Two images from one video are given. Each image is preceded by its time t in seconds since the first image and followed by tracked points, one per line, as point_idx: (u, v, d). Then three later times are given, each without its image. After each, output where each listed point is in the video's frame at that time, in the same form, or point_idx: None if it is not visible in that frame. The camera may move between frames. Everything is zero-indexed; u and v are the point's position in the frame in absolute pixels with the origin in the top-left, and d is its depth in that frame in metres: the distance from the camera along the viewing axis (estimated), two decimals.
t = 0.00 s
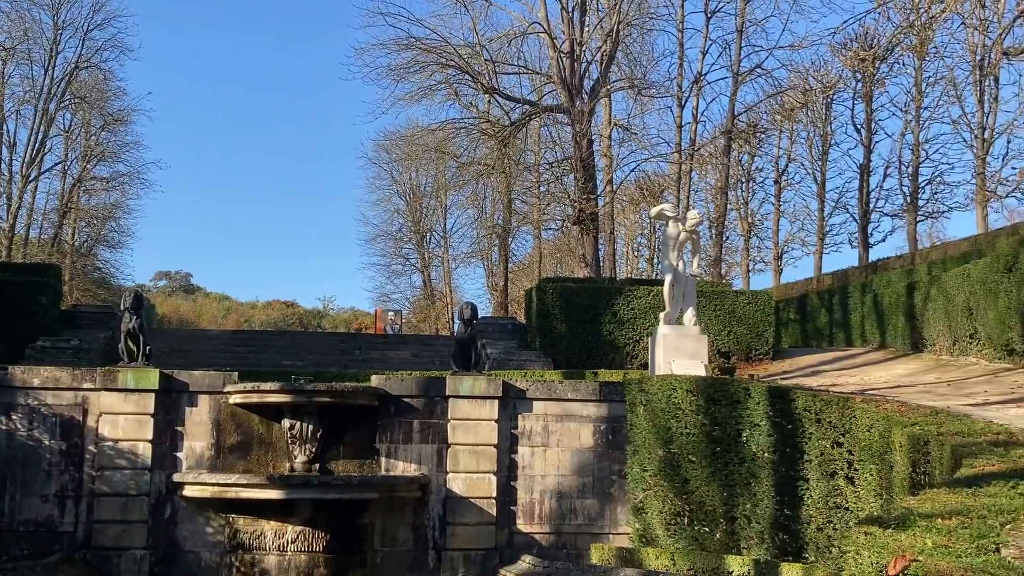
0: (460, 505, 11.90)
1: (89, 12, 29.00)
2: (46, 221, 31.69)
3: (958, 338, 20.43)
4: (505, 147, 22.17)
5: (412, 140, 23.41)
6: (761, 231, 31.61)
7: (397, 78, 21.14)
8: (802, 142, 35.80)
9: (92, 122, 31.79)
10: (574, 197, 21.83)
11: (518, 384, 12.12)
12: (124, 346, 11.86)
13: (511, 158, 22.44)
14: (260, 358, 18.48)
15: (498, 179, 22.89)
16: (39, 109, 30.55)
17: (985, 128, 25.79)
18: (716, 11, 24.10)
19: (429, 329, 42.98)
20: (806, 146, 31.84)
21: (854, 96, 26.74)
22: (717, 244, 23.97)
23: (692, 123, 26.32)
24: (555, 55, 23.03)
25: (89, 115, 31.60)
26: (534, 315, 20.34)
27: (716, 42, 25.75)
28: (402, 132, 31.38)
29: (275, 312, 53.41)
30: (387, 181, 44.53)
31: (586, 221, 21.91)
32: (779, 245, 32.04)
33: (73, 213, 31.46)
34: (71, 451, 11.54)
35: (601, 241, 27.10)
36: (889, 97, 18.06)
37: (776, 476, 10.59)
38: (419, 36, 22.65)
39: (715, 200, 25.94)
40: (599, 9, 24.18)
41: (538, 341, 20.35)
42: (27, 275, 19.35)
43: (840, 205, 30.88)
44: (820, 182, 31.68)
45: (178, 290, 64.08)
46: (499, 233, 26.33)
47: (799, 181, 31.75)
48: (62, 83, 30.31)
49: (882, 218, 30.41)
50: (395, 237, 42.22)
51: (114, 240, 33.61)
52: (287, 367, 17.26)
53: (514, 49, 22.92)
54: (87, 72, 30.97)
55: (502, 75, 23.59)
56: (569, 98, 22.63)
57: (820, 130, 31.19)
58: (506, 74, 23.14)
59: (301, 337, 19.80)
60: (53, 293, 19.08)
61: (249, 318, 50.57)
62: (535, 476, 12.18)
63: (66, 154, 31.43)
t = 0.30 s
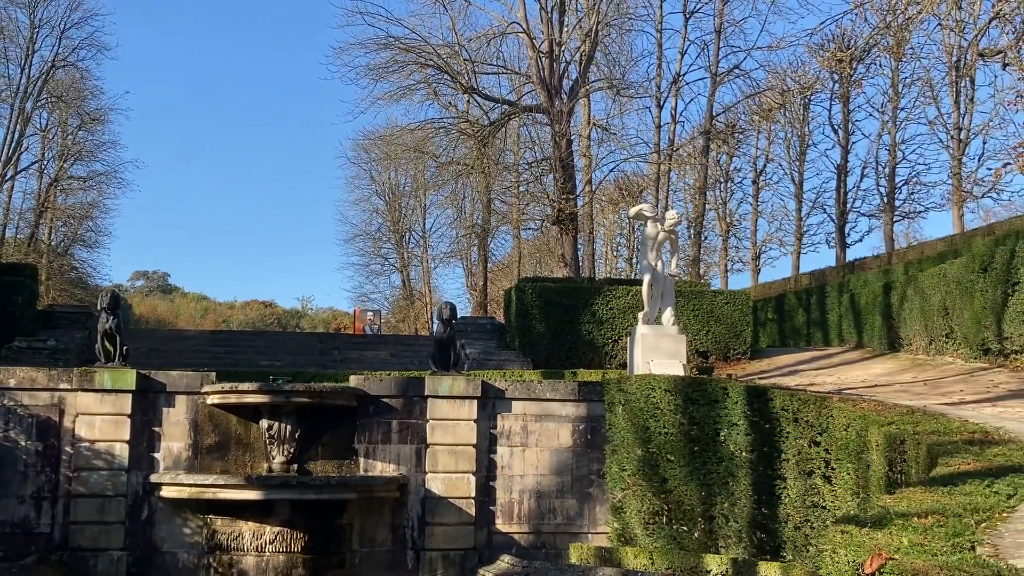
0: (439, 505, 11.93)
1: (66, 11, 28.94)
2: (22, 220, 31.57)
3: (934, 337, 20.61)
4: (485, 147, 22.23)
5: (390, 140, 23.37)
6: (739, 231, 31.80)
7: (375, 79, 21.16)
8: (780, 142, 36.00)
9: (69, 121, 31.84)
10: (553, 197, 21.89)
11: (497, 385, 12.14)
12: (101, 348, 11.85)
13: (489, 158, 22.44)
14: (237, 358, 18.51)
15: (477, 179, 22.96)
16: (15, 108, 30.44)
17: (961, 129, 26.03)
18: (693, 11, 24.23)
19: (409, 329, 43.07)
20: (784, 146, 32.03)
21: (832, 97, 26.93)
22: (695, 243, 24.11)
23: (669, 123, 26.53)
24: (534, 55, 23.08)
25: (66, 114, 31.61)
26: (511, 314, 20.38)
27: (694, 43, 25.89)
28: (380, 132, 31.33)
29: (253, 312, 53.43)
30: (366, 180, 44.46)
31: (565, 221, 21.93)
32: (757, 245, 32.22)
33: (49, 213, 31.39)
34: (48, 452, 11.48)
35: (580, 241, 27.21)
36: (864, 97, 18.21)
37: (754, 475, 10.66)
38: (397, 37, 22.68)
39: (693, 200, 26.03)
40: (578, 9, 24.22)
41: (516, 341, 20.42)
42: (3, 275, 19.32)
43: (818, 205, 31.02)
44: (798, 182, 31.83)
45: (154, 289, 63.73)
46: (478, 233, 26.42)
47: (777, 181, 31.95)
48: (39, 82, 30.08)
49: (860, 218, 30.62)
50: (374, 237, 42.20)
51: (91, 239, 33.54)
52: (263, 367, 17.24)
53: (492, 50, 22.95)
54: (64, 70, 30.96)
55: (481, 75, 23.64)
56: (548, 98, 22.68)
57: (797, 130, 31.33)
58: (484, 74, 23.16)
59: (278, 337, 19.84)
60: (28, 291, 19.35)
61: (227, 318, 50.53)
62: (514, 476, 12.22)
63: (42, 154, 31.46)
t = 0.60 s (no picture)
0: (422, 506, 11.93)
1: (46, 10, 28.86)
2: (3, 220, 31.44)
3: (915, 336, 20.71)
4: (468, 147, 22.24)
5: (373, 140, 23.33)
6: (723, 231, 31.92)
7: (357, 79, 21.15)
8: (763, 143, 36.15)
9: (50, 121, 31.78)
10: (537, 197, 21.91)
11: (481, 385, 12.15)
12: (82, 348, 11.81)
13: (472, 158, 22.45)
14: (218, 358, 18.49)
15: (460, 179, 22.99)
16: None
17: (942, 129, 26.18)
18: (676, 12, 24.30)
19: (392, 329, 43.11)
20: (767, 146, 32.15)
21: (815, 97, 27.03)
22: (677, 243, 24.20)
23: (649, 123, 26.61)
24: (517, 55, 23.10)
25: (47, 113, 31.51)
26: (495, 314, 20.41)
27: (676, 43, 25.97)
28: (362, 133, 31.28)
29: (236, 312, 53.37)
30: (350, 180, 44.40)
31: (549, 221, 21.92)
32: (740, 245, 32.34)
33: (30, 213, 31.27)
34: (29, 453, 11.44)
35: (562, 241, 27.29)
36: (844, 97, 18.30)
37: (737, 474, 10.71)
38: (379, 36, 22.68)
39: (675, 200, 26.09)
40: (560, 9, 24.25)
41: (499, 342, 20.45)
42: None
43: (800, 205, 31.10)
44: (780, 182, 31.95)
45: (137, 290, 63.58)
46: (461, 233, 26.45)
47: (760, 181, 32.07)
48: (19, 81, 29.95)
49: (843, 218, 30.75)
50: (357, 237, 42.14)
51: (72, 240, 33.46)
52: (245, 368, 17.22)
53: (475, 50, 22.94)
54: (44, 70, 30.88)
55: (464, 75, 23.65)
56: (532, 97, 22.70)
57: (780, 130, 31.43)
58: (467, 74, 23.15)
59: (260, 337, 19.84)
60: (8, 292, 19.45)
61: (210, 319, 50.44)
62: (497, 476, 12.22)
63: (23, 154, 31.34)
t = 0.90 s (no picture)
0: (409, 506, 11.94)
1: (30, 10, 28.72)
2: None
3: (900, 336, 20.80)
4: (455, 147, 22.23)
5: (360, 140, 23.32)
6: (710, 230, 32.00)
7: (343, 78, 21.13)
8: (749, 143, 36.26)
9: (35, 121, 31.67)
10: (524, 197, 21.93)
11: (468, 385, 12.16)
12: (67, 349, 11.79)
13: (460, 158, 22.45)
14: (204, 359, 18.46)
15: (447, 179, 23.00)
16: None
17: (927, 129, 26.32)
18: (662, 12, 24.36)
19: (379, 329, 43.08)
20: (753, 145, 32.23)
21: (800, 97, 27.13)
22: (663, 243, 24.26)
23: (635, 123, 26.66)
24: (504, 55, 23.11)
25: (33, 113, 31.39)
26: (482, 314, 20.43)
27: (662, 43, 26.04)
28: (348, 133, 31.26)
29: (222, 312, 53.27)
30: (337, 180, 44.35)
31: (536, 221, 21.92)
32: (727, 245, 32.43)
33: (15, 213, 31.12)
34: (14, 453, 11.41)
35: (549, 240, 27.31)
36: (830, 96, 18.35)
37: (723, 473, 10.77)
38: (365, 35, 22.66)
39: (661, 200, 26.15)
40: (547, 9, 24.27)
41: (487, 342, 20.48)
42: None
43: (786, 205, 31.18)
44: (766, 182, 32.05)
45: (123, 290, 63.39)
46: (447, 233, 26.46)
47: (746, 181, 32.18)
48: (4, 81, 29.79)
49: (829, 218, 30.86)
50: (344, 237, 42.09)
51: (58, 240, 33.34)
52: (230, 368, 17.21)
53: (461, 50, 22.94)
54: (29, 69, 30.73)
55: (451, 74, 23.66)
56: (520, 97, 22.72)
57: (766, 130, 31.52)
58: (453, 74, 23.14)
59: (247, 337, 19.81)
60: None
61: (196, 319, 50.30)
62: (485, 476, 12.23)
63: (8, 154, 31.20)
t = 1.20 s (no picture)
0: (399, 506, 11.94)
1: (18, 10, 28.60)
2: None
3: (889, 335, 20.87)
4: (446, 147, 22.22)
5: (350, 140, 23.28)
6: (700, 230, 32.06)
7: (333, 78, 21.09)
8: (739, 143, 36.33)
9: (24, 121, 31.56)
10: (515, 196, 21.94)
11: (458, 384, 12.16)
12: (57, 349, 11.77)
13: (449, 158, 22.46)
14: (194, 359, 18.43)
15: (437, 179, 23.00)
16: None
17: (916, 129, 26.40)
18: (652, 12, 24.41)
19: (369, 329, 43.05)
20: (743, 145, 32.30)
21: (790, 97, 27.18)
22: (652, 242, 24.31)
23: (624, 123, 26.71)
24: (494, 55, 23.12)
25: (21, 113, 31.28)
26: (472, 314, 20.42)
27: (652, 43, 26.09)
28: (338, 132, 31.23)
29: (212, 312, 53.17)
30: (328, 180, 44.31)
31: (526, 220, 21.94)
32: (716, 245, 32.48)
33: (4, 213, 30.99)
34: (3, 454, 11.38)
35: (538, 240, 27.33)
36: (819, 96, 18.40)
37: (713, 473, 10.79)
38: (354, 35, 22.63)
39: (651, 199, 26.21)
40: (537, 9, 24.29)
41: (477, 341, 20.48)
42: None
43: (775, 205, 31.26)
44: (756, 182, 32.13)
45: (112, 290, 63.24)
46: (436, 233, 26.48)
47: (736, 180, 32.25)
48: None
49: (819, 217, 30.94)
50: (333, 237, 42.02)
51: (46, 240, 33.23)
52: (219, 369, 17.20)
53: (451, 50, 22.94)
54: (18, 69, 30.60)
55: (440, 74, 23.65)
56: (510, 97, 22.73)
57: (756, 130, 31.60)
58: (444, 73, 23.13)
59: (237, 338, 19.78)
60: None
61: (186, 320, 50.18)
62: (475, 475, 12.25)
63: None
